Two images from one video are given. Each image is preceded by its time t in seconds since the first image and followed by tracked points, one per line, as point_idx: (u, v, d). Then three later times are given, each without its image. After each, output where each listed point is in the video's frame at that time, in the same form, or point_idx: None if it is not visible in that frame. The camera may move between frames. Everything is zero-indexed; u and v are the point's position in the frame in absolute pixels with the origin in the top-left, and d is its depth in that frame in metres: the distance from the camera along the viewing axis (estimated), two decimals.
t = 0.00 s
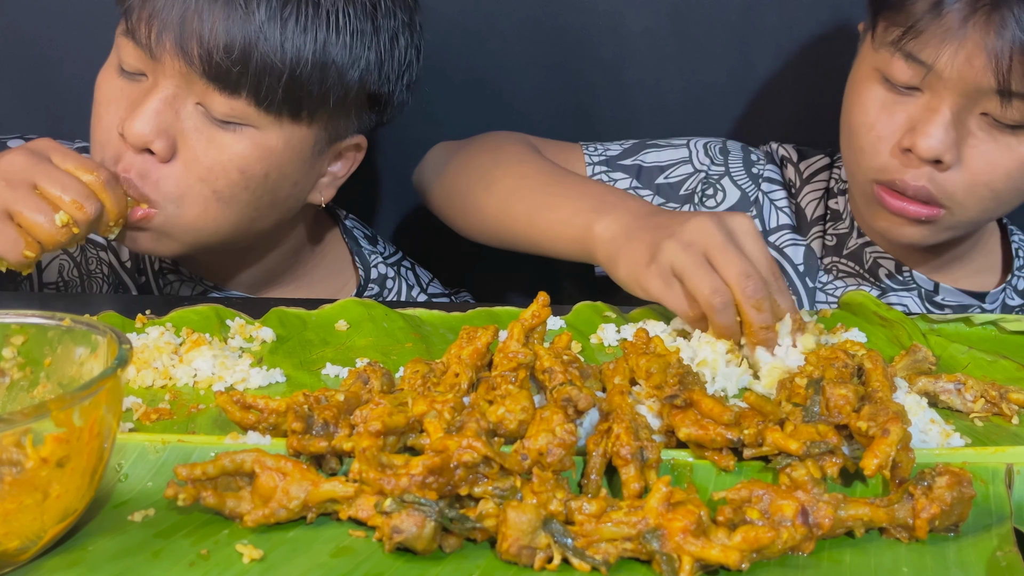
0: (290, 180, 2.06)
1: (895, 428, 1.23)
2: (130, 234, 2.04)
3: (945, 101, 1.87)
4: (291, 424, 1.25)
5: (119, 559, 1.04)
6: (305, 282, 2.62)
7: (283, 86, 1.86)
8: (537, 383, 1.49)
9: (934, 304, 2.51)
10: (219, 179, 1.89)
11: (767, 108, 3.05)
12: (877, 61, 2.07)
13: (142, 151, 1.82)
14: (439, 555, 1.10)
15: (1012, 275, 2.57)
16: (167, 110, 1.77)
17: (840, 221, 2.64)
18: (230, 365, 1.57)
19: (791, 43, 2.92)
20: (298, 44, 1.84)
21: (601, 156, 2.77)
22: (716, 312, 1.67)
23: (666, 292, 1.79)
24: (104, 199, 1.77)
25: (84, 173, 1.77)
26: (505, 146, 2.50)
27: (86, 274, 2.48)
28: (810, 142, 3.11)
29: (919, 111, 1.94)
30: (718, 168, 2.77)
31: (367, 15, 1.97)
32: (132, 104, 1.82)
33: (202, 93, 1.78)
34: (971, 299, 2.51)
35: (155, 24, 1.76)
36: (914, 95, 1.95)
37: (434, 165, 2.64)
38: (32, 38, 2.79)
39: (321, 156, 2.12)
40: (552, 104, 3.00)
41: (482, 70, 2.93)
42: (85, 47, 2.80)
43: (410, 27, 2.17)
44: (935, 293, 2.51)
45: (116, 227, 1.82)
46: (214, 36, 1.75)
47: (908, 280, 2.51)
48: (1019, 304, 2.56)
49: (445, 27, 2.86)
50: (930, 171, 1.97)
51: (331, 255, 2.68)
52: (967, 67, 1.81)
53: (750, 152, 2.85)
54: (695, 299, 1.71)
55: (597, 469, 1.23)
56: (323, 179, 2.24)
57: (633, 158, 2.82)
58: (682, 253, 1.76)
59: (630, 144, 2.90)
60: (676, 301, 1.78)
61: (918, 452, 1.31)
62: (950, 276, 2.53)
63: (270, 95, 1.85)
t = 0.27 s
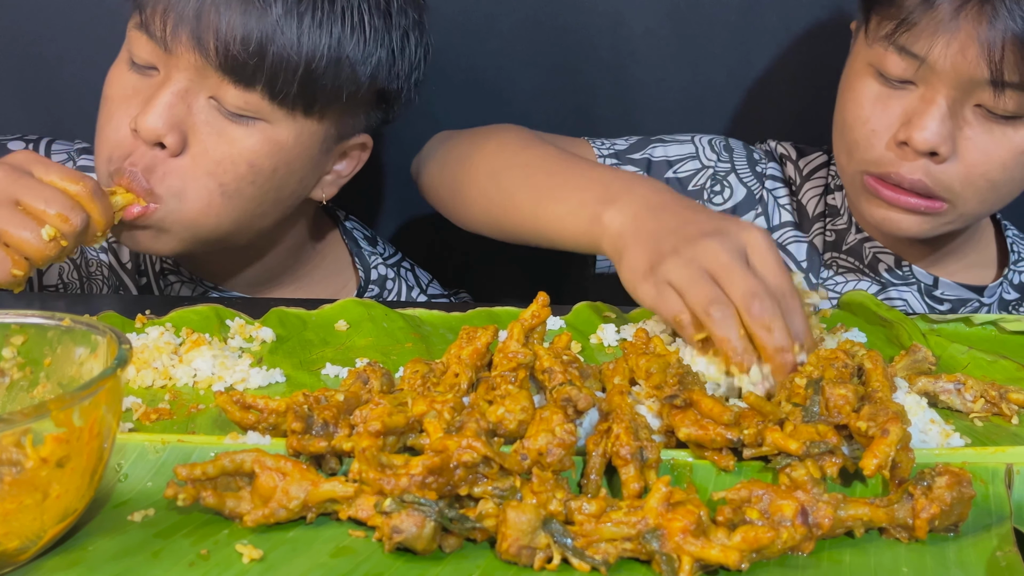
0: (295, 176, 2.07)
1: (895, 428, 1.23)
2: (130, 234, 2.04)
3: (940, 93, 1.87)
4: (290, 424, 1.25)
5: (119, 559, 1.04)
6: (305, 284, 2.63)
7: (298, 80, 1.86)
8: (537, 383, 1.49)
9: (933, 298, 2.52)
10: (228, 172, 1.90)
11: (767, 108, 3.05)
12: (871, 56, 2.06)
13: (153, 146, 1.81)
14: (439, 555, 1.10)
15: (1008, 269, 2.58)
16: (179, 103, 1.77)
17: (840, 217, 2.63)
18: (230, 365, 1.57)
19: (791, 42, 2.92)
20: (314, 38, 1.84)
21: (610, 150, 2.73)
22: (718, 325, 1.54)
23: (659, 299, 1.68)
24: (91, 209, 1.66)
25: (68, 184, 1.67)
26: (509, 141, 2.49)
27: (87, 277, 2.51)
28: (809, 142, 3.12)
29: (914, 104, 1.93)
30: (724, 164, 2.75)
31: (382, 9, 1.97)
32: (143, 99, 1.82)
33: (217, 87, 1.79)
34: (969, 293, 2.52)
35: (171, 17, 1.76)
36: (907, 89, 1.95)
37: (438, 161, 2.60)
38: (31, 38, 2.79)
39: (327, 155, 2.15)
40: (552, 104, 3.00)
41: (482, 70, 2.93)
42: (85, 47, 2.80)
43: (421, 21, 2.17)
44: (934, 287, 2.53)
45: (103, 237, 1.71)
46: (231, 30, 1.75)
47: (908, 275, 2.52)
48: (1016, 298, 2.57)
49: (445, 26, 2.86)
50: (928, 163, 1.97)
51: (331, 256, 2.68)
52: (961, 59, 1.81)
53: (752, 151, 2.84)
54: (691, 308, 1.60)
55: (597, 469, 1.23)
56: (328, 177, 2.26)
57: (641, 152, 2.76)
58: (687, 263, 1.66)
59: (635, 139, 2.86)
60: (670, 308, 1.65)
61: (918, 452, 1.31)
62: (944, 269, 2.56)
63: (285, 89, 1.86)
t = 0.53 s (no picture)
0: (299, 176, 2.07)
1: (892, 428, 1.24)
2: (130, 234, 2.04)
3: (932, 94, 1.85)
4: (291, 424, 1.25)
5: (119, 559, 1.04)
6: (309, 285, 2.63)
7: (297, 85, 1.86)
8: (537, 383, 1.49)
9: (930, 299, 2.51)
10: (231, 173, 1.89)
11: (767, 108, 3.04)
12: (866, 55, 2.04)
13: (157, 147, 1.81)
14: (439, 555, 1.10)
15: (1007, 268, 2.55)
16: (182, 105, 1.77)
17: (834, 219, 2.64)
18: (230, 365, 1.57)
19: (790, 42, 2.91)
20: (313, 43, 1.83)
21: (602, 157, 2.75)
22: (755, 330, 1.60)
23: (696, 302, 1.70)
24: (71, 211, 1.46)
25: (51, 185, 1.49)
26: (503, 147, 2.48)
27: (91, 277, 2.48)
28: (809, 141, 3.11)
29: (906, 104, 1.92)
30: (718, 168, 2.76)
31: (383, 15, 1.97)
32: (147, 100, 1.82)
33: (217, 90, 1.78)
34: (967, 294, 2.51)
35: (171, 22, 1.76)
36: (901, 89, 1.94)
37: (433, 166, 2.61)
38: (31, 39, 2.78)
39: (333, 155, 2.15)
40: (551, 104, 3.00)
41: (482, 69, 2.93)
42: (85, 46, 2.80)
43: (423, 28, 2.17)
44: (931, 287, 2.51)
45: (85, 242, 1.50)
46: (230, 34, 1.74)
47: (903, 275, 2.52)
48: (1014, 297, 2.55)
49: (445, 26, 2.85)
50: (918, 164, 1.96)
51: (335, 258, 2.68)
52: (952, 59, 1.79)
53: (748, 153, 2.85)
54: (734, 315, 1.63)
55: (597, 469, 1.23)
56: (334, 180, 2.27)
57: (635, 157, 2.79)
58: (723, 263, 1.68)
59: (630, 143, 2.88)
60: (708, 315, 1.67)
61: (918, 452, 1.31)
62: (942, 269, 2.54)
63: (284, 94, 1.85)
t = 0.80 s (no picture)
0: (318, 176, 2.08)
1: (892, 428, 1.24)
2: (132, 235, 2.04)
3: (924, 94, 1.85)
4: (291, 425, 1.25)
5: (119, 559, 1.04)
6: (317, 286, 2.62)
7: (322, 87, 1.86)
8: (537, 383, 1.49)
9: (932, 301, 2.52)
10: (256, 176, 1.93)
11: (767, 108, 3.04)
12: (860, 54, 2.05)
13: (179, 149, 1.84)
14: (439, 555, 1.10)
15: (1009, 273, 2.53)
16: (204, 108, 1.80)
17: (835, 218, 2.63)
18: (230, 365, 1.57)
19: (790, 42, 2.91)
20: (337, 45, 1.82)
21: (598, 144, 2.75)
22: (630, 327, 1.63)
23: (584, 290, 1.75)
24: None
25: None
26: (486, 131, 2.48)
27: (95, 277, 2.48)
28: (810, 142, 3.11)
29: (898, 105, 1.92)
30: (715, 161, 2.77)
31: (401, 13, 1.93)
32: (167, 105, 1.84)
33: (240, 93, 1.80)
34: (968, 298, 2.52)
35: (195, 26, 1.76)
36: (894, 89, 1.94)
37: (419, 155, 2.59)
38: (30, 39, 2.78)
39: (350, 155, 2.16)
40: (552, 104, 3.00)
41: (483, 69, 2.93)
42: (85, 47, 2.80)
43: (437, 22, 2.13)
44: (933, 290, 2.52)
45: None
46: (256, 39, 1.74)
47: (905, 277, 2.53)
48: (1017, 302, 2.55)
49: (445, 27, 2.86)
50: (909, 166, 1.96)
51: (341, 259, 2.67)
52: (941, 58, 1.79)
53: (747, 148, 2.85)
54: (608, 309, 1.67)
55: (597, 469, 1.23)
56: (347, 177, 2.26)
57: (631, 146, 2.79)
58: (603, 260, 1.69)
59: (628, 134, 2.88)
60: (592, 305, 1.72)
61: (918, 452, 1.31)
62: (944, 272, 2.52)
63: (309, 96, 1.86)
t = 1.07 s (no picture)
0: (325, 174, 2.09)
1: (892, 428, 1.24)
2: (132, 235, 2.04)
3: (927, 103, 1.84)
4: (291, 425, 1.25)
5: (119, 559, 1.04)
6: (318, 285, 2.62)
7: (324, 85, 1.89)
8: (537, 383, 1.49)
9: (932, 309, 2.47)
10: (269, 179, 1.93)
11: (767, 108, 3.04)
12: (861, 61, 2.05)
13: (185, 158, 1.83)
14: (439, 555, 1.10)
15: (1012, 280, 2.54)
16: (206, 116, 1.79)
17: (835, 224, 2.63)
18: (230, 365, 1.57)
19: (790, 42, 2.91)
20: (335, 43, 1.86)
21: (593, 154, 2.75)
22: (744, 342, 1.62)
23: (681, 316, 1.74)
24: None
25: None
26: (478, 149, 2.51)
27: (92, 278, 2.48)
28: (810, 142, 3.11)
29: (900, 114, 1.92)
30: (712, 168, 2.78)
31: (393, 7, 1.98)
32: (164, 114, 1.82)
33: (241, 98, 1.81)
34: (969, 306, 2.48)
35: (190, 35, 1.76)
36: (896, 98, 1.94)
37: (410, 176, 2.63)
38: (30, 40, 2.78)
39: (351, 149, 2.16)
40: (552, 104, 3.01)
41: (482, 69, 2.93)
42: (86, 48, 2.80)
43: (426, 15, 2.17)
44: (933, 298, 2.48)
45: None
46: (255, 41, 1.77)
47: (904, 284, 2.50)
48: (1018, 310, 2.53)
49: (445, 27, 2.86)
50: (911, 176, 1.95)
51: (342, 258, 2.67)
52: (946, 70, 1.78)
53: (745, 152, 2.88)
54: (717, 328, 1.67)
55: (597, 469, 1.23)
56: (350, 172, 2.26)
57: (626, 156, 2.79)
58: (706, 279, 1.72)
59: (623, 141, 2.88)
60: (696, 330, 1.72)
61: (918, 452, 1.31)
62: (944, 279, 2.52)
63: (312, 95, 1.89)
